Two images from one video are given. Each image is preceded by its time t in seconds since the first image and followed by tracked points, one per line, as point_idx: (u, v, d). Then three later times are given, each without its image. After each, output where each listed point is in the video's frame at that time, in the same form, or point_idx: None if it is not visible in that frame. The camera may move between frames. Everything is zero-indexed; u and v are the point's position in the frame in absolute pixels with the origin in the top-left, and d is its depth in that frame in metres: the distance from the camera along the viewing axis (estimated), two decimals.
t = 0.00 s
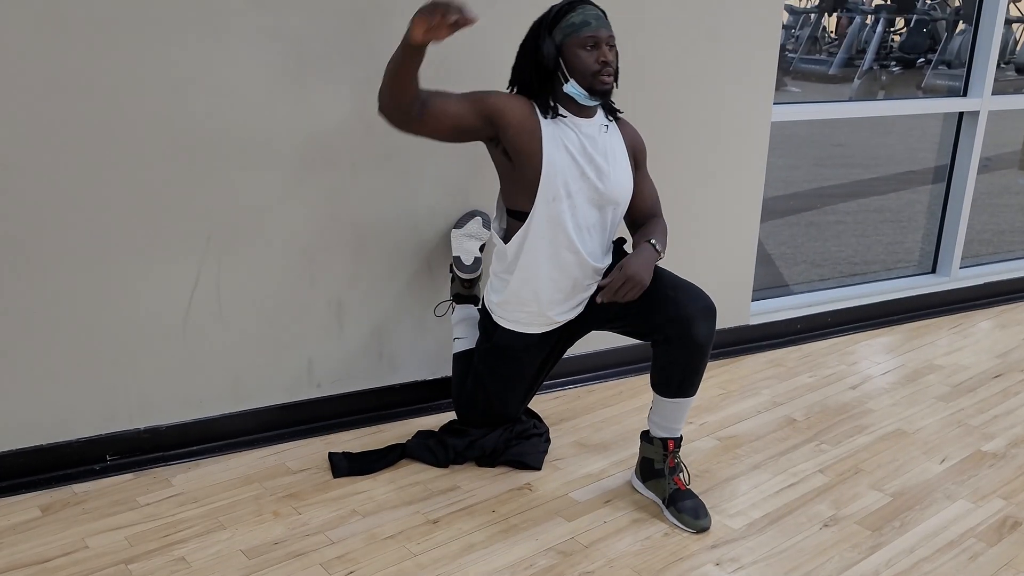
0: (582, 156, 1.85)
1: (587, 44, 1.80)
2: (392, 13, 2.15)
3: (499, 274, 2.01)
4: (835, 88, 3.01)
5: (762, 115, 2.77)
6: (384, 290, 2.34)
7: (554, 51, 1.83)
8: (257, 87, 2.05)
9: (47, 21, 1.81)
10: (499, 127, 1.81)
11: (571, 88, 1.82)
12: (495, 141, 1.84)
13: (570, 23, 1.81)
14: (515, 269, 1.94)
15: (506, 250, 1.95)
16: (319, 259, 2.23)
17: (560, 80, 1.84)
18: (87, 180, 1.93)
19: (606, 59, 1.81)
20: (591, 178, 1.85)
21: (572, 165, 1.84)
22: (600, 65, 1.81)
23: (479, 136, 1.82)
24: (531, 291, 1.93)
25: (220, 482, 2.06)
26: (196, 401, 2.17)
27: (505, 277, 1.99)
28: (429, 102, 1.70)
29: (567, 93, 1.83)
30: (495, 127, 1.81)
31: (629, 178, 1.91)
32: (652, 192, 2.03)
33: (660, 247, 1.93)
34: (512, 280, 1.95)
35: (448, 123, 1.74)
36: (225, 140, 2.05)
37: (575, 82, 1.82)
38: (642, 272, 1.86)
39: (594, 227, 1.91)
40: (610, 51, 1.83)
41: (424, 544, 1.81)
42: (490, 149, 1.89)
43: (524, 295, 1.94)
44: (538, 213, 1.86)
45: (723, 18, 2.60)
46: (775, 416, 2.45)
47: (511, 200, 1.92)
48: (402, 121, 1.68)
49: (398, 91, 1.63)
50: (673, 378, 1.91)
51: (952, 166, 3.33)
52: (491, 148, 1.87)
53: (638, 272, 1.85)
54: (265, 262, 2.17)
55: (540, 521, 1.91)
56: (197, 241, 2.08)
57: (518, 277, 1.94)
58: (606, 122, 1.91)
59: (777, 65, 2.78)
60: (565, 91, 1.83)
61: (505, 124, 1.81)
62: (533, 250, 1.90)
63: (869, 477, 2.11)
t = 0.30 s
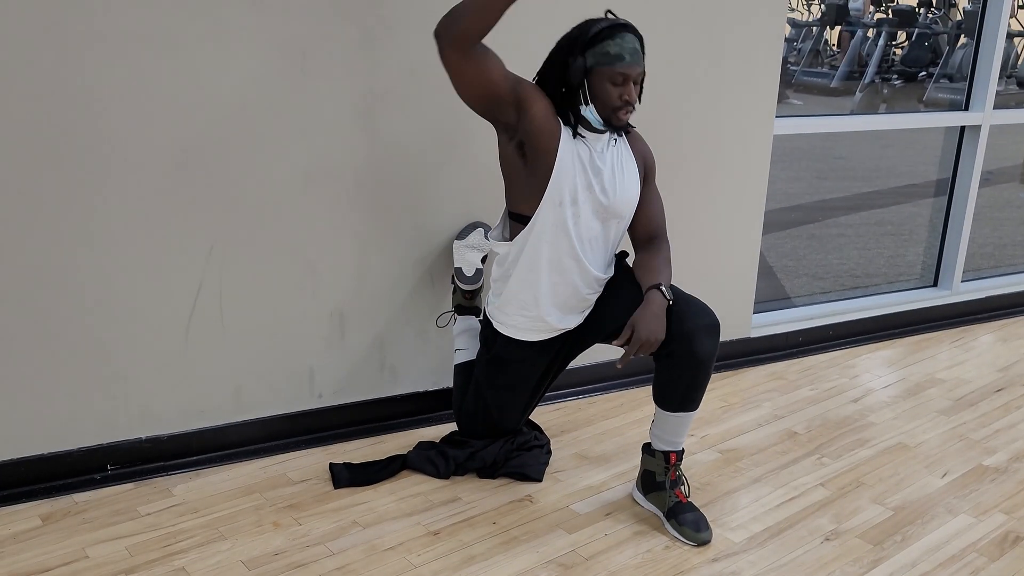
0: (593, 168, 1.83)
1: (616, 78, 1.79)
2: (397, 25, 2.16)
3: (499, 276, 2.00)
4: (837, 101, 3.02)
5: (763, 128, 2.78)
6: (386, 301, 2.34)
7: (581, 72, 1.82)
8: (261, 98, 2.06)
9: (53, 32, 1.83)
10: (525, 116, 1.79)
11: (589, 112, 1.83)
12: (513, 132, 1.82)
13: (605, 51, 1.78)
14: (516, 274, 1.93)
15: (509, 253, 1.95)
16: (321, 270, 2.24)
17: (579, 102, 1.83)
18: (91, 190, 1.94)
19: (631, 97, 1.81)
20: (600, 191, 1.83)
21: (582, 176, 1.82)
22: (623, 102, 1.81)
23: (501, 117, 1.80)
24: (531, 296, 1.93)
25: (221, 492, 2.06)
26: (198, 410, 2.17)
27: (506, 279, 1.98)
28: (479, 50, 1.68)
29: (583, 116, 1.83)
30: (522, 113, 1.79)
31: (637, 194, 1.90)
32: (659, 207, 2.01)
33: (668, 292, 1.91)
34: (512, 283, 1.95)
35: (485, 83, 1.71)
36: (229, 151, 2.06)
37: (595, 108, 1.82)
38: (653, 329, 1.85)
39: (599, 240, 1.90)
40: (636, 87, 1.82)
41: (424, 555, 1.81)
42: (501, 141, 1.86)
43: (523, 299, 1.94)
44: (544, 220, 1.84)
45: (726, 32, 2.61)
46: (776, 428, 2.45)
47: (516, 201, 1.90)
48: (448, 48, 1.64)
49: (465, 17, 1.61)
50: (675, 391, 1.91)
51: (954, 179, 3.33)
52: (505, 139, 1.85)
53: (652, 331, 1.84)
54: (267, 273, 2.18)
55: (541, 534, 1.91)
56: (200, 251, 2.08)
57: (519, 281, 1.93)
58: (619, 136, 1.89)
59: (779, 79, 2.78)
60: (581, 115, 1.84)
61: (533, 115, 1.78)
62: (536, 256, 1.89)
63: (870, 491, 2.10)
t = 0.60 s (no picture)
0: (604, 183, 1.83)
1: (634, 127, 1.75)
2: (402, 36, 2.17)
3: (507, 284, 2.01)
4: (840, 111, 3.03)
5: (767, 140, 2.78)
6: (390, 310, 2.35)
7: (600, 112, 1.76)
8: (267, 108, 2.07)
9: (61, 42, 1.84)
10: (546, 122, 1.81)
11: (603, 147, 1.81)
12: (530, 137, 1.83)
13: (627, 102, 1.72)
14: (523, 283, 1.94)
15: (517, 262, 1.96)
16: (326, 279, 2.25)
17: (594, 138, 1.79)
18: (97, 198, 1.95)
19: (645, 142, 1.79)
20: (611, 206, 1.84)
21: (594, 190, 1.82)
22: (637, 146, 1.79)
23: (521, 119, 1.81)
24: (538, 305, 1.93)
25: (224, 500, 2.06)
26: (201, 419, 2.18)
27: (513, 287, 1.99)
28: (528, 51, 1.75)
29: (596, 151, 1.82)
30: (545, 118, 1.81)
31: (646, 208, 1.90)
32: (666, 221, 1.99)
33: (673, 305, 1.90)
34: (520, 291, 1.95)
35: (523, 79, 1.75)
36: (234, 161, 2.07)
37: (609, 145, 1.80)
38: (660, 344, 1.84)
39: (606, 252, 1.91)
40: (653, 131, 1.79)
41: (426, 565, 1.81)
42: (513, 146, 1.87)
43: (530, 308, 1.95)
44: (554, 231, 1.85)
45: (730, 43, 2.62)
46: (779, 439, 2.44)
47: (524, 206, 1.91)
48: (503, 31, 1.70)
49: (531, 20, 1.72)
50: (679, 402, 1.91)
51: (958, 190, 3.28)
52: (520, 143, 1.85)
53: (658, 347, 1.84)
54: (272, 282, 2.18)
55: (543, 544, 1.90)
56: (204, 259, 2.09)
57: (526, 290, 1.94)
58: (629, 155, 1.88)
59: (783, 90, 2.79)
60: (594, 150, 1.81)
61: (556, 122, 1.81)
62: (543, 265, 1.90)
63: (873, 502, 2.10)
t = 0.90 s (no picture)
0: (614, 189, 1.85)
1: (640, 124, 1.76)
2: (406, 39, 2.18)
3: (510, 286, 2.01)
4: (843, 116, 3.03)
5: (769, 144, 2.78)
6: (393, 312, 2.35)
7: (609, 107, 1.77)
8: (269, 111, 2.08)
9: (66, 44, 1.85)
10: (571, 130, 1.82)
11: (607, 145, 1.81)
12: (549, 139, 1.83)
13: (636, 96, 1.74)
14: (529, 286, 1.94)
15: (522, 265, 1.95)
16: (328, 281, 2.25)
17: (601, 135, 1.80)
18: (100, 200, 1.96)
19: (651, 142, 1.79)
20: (619, 212, 1.85)
21: (604, 196, 1.84)
22: (642, 146, 1.80)
23: (548, 123, 1.82)
24: (543, 309, 1.93)
25: (225, 502, 2.06)
26: (203, 420, 2.18)
27: (517, 290, 1.99)
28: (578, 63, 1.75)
29: (601, 148, 1.82)
30: (572, 127, 1.82)
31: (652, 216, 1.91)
32: (672, 224, 2.00)
33: (670, 313, 1.88)
34: (525, 294, 1.95)
35: (565, 88, 1.75)
36: (237, 163, 2.07)
37: (614, 142, 1.81)
38: (653, 351, 1.83)
39: (612, 258, 1.92)
40: (659, 133, 1.80)
41: (427, 567, 1.81)
42: (530, 147, 1.86)
43: (535, 312, 1.95)
44: (562, 235, 1.85)
45: (734, 47, 2.62)
46: (780, 443, 2.44)
47: (530, 207, 1.91)
48: (567, 39, 1.68)
49: (585, 37, 1.70)
50: (679, 407, 1.91)
51: (960, 193, 3.32)
52: (537, 144, 1.85)
53: (652, 355, 1.82)
54: (274, 285, 2.19)
55: (543, 547, 1.90)
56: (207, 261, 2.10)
57: (531, 293, 1.94)
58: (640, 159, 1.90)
59: (786, 94, 2.79)
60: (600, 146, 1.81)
61: (581, 133, 1.82)
62: (550, 270, 1.90)
63: (874, 507, 2.10)
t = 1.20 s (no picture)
0: (618, 189, 1.85)
1: (641, 103, 1.77)
2: (410, 40, 2.18)
3: (516, 288, 2.01)
4: (847, 118, 3.03)
5: (773, 145, 2.78)
6: (396, 313, 2.36)
7: (608, 95, 1.79)
8: (273, 111, 2.08)
9: (71, 45, 1.85)
10: (575, 128, 1.82)
11: (612, 137, 1.83)
12: (554, 139, 1.82)
13: (632, 76, 1.76)
14: (535, 287, 1.94)
15: (528, 266, 1.95)
16: (331, 282, 2.25)
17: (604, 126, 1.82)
18: (104, 201, 1.96)
19: (654, 121, 1.80)
20: (624, 212, 1.86)
21: (608, 197, 1.84)
22: (647, 126, 1.80)
23: (553, 122, 1.81)
24: (549, 310, 1.93)
25: (227, 503, 2.06)
26: (206, 421, 2.18)
27: (522, 291, 1.99)
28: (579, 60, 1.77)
29: (606, 140, 1.83)
30: (576, 124, 1.82)
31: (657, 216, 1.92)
32: (673, 227, 1.99)
33: (683, 312, 1.90)
34: (531, 296, 1.95)
35: (571, 83, 1.76)
36: (241, 164, 2.08)
37: (618, 131, 1.82)
38: (669, 349, 1.84)
39: (617, 259, 1.92)
40: (660, 111, 1.81)
41: (430, 569, 1.81)
42: (535, 149, 1.85)
43: (541, 313, 1.95)
44: (568, 236, 1.86)
45: (737, 49, 2.62)
46: (783, 446, 2.44)
47: (536, 210, 1.90)
48: (572, 34, 1.72)
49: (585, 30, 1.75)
50: (686, 408, 1.90)
51: (964, 196, 3.32)
52: (541, 145, 1.84)
53: (668, 354, 1.84)
54: (277, 286, 2.19)
55: (546, 549, 1.90)
56: (211, 261, 2.10)
57: (537, 294, 1.94)
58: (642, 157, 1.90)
59: (789, 94, 2.79)
60: (603, 138, 1.83)
61: (583, 130, 1.83)
62: (556, 271, 1.90)
63: (877, 510, 2.09)
